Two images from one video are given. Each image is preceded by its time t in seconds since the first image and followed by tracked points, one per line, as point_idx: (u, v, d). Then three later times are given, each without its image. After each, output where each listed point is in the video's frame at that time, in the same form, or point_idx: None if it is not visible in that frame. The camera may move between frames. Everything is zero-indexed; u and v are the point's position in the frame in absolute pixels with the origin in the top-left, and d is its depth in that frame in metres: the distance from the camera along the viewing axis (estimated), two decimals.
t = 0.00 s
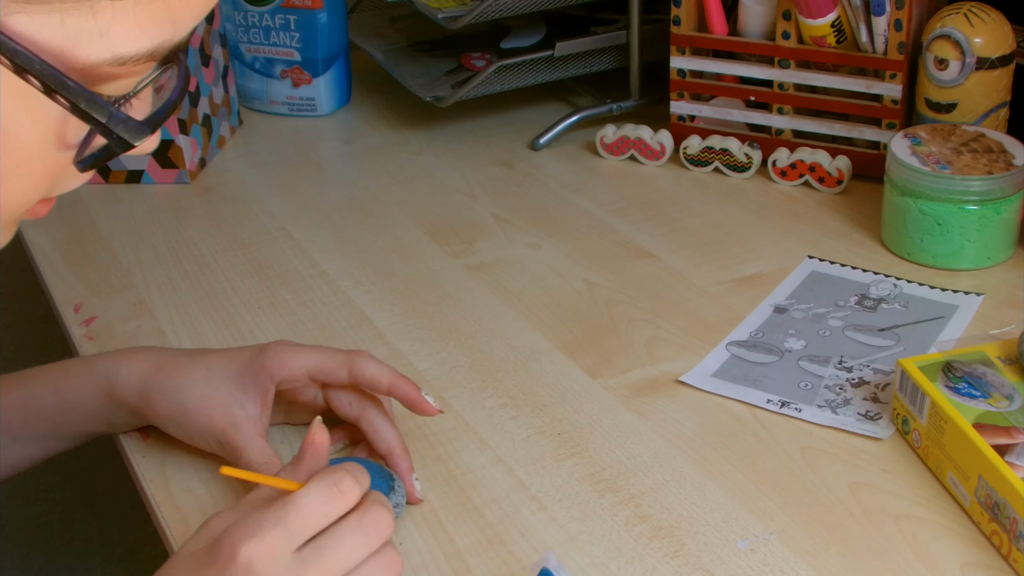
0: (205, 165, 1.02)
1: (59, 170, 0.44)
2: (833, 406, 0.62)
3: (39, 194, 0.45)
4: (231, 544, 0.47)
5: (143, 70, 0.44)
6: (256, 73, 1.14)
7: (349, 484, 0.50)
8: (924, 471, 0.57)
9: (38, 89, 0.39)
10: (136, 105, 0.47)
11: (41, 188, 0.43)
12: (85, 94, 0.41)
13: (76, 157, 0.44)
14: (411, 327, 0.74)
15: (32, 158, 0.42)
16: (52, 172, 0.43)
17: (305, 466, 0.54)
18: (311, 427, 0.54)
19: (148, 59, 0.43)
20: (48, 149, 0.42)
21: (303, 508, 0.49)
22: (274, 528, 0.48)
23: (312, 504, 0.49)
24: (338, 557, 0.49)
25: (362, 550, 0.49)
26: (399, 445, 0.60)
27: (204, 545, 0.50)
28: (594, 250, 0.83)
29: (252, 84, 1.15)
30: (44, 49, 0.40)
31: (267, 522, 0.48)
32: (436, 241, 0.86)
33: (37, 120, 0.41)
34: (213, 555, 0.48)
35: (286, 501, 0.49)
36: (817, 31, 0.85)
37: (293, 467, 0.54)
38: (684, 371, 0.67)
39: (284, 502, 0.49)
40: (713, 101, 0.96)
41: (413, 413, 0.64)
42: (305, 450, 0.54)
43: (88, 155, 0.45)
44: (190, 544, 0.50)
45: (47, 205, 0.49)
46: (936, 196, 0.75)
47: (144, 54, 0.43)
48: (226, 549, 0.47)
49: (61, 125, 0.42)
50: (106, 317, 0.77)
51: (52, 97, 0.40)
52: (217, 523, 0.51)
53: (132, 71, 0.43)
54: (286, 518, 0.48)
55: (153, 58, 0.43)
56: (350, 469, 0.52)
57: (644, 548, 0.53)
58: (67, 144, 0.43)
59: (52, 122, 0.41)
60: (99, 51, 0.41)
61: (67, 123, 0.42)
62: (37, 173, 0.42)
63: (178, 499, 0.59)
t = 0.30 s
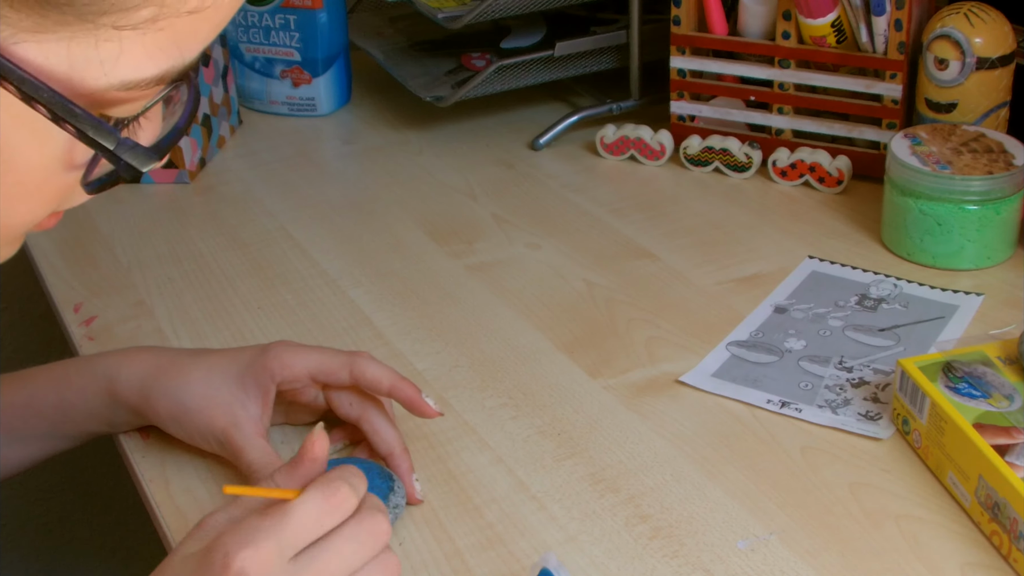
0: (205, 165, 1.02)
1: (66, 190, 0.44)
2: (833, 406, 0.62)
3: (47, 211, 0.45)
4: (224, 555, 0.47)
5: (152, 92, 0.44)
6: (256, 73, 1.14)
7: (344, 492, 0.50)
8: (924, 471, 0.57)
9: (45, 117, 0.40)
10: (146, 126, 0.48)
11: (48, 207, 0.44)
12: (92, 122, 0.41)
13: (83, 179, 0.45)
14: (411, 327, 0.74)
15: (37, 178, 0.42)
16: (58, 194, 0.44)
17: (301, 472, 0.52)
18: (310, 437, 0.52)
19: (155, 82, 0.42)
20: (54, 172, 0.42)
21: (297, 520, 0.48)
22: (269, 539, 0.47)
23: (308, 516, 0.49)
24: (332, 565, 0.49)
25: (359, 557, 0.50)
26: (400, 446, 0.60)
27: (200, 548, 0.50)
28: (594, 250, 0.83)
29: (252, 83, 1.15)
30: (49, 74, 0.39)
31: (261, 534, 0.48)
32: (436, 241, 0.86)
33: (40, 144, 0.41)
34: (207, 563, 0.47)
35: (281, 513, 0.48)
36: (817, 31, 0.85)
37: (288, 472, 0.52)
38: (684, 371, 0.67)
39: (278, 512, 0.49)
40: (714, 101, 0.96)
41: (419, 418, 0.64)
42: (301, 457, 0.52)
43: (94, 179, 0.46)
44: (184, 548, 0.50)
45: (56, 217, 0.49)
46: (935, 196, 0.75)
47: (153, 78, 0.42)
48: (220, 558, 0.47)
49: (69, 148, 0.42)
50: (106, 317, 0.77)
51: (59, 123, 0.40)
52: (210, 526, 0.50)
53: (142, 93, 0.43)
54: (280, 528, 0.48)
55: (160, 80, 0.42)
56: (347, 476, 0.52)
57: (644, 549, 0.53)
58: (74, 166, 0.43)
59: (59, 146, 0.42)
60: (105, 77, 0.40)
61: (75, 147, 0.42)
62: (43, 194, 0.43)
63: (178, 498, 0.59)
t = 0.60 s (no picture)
0: (205, 165, 1.02)
1: (67, 186, 0.43)
2: (833, 406, 0.62)
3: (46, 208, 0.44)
4: (221, 544, 0.46)
5: (151, 86, 0.44)
6: (256, 73, 1.14)
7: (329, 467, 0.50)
8: (924, 471, 0.57)
9: (48, 111, 0.39)
10: (146, 120, 0.47)
11: (47, 203, 0.43)
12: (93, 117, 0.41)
13: (82, 173, 0.44)
14: (411, 327, 0.74)
15: (38, 177, 0.41)
16: (60, 191, 0.43)
17: (288, 451, 0.50)
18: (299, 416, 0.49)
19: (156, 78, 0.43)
20: (55, 168, 0.42)
21: (290, 499, 0.48)
22: (263, 523, 0.47)
23: (299, 493, 0.48)
24: (325, 540, 0.49)
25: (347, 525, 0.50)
26: (400, 446, 0.60)
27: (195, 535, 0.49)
28: (594, 250, 0.83)
29: (252, 84, 1.15)
30: (52, 70, 0.39)
31: (254, 517, 0.47)
32: (436, 241, 0.86)
33: (41, 141, 0.40)
34: (204, 553, 0.47)
35: (272, 494, 0.47)
36: (817, 31, 0.85)
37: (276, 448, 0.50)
38: (684, 371, 0.67)
39: (268, 492, 0.48)
40: (713, 102, 0.96)
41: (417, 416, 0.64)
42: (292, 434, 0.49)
43: (94, 173, 0.45)
44: (177, 535, 0.49)
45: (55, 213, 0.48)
46: (935, 196, 0.75)
47: (154, 72, 0.42)
48: (218, 546, 0.46)
49: (70, 145, 0.42)
50: (106, 317, 0.77)
51: (62, 119, 0.40)
52: (199, 511, 0.50)
53: (142, 89, 0.43)
54: (274, 511, 0.47)
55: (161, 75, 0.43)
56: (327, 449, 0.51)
57: (644, 549, 0.53)
58: (74, 161, 0.43)
59: (61, 143, 0.41)
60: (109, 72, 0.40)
61: (77, 143, 0.42)
62: (44, 192, 0.42)
63: (178, 498, 0.59)
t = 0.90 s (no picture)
0: (205, 165, 1.02)
1: (66, 177, 0.44)
2: (833, 406, 0.62)
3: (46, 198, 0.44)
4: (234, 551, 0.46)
5: (150, 77, 0.44)
6: (256, 73, 1.14)
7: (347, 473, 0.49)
8: (924, 471, 0.57)
9: (48, 99, 0.39)
10: (144, 112, 0.47)
11: (47, 193, 0.43)
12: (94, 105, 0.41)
13: (82, 164, 0.44)
14: (411, 327, 0.74)
15: (37, 165, 0.41)
16: (59, 180, 0.43)
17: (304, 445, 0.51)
18: (315, 424, 0.47)
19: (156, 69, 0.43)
20: (54, 158, 0.42)
21: (303, 505, 0.47)
22: (277, 528, 0.47)
23: (313, 497, 0.48)
24: (339, 547, 0.49)
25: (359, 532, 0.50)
26: (400, 446, 0.60)
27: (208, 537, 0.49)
28: (595, 250, 0.83)
29: (252, 84, 1.15)
30: (53, 60, 0.39)
31: (268, 523, 0.47)
32: (436, 241, 0.86)
33: (42, 131, 0.41)
34: (216, 557, 0.47)
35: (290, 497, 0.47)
36: (817, 31, 0.85)
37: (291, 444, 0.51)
38: (684, 371, 0.67)
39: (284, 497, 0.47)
40: (713, 102, 0.96)
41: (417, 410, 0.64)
42: (303, 435, 0.48)
43: (94, 164, 0.45)
44: (189, 536, 0.49)
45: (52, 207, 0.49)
46: (935, 196, 0.75)
47: (154, 62, 0.42)
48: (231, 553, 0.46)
49: (69, 134, 0.42)
50: (106, 317, 0.77)
51: (61, 107, 0.40)
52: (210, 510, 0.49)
53: (141, 79, 0.43)
54: (289, 515, 0.47)
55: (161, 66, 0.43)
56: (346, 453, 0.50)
57: (644, 548, 0.53)
58: (73, 151, 0.43)
59: (60, 133, 0.41)
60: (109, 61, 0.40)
61: (75, 132, 0.42)
62: (44, 182, 0.42)
63: (178, 499, 0.59)
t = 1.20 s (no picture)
0: (205, 165, 1.02)
1: (65, 184, 0.44)
2: (833, 406, 0.62)
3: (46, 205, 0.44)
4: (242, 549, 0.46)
5: (150, 87, 0.44)
6: (256, 73, 1.14)
7: (359, 483, 0.51)
8: (924, 471, 0.57)
9: (48, 110, 0.39)
10: (144, 121, 0.47)
11: (47, 201, 0.43)
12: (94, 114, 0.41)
13: (82, 172, 0.45)
14: (411, 327, 0.74)
15: (38, 173, 0.41)
16: (58, 189, 0.43)
17: (315, 460, 0.51)
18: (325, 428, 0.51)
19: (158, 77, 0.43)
20: (55, 165, 0.42)
21: (315, 508, 0.49)
22: (287, 528, 0.48)
23: (324, 503, 0.49)
24: (346, 552, 0.49)
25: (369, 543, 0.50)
26: (405, 421, 0.60)
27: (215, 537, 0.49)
28: (594, 250, 0.83)
29: (252, 84, 1.15)
30: (54, 70, 0.39)
31: (278, 523, 0.48)
32: (436, 241, 0.86)
33: (42, 140, 0.41)
34: (225, 557, 0.47)
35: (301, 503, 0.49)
36: (817, 31, 0.85)
37: (303, 457, 0.51)
38: (684, 371, 0.67)
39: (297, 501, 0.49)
40: (713, 102, 0.96)
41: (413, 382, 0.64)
42: (319, 443, 0.51)
43: (93, 172, 0.45)
44: (197, 535, 0.49)
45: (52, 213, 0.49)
46: (935, 195, 0.75)
47: (153, 73, 0.42)
48: (240, 550, 0.46)
49: (69, 142, 0.42)
50: (106, 317, 0.77)
51: (61, 118, 0.40)
52: (220, 513, 0.49)
53: (141, 88, 0.43)
54: (298, 519, 0.48)
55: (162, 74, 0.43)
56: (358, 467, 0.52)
57: (644, 548, 0.53)
58: (74, 159, 0.43)
59: (59, 141, 0.41)
60: (110, 70, 0.40)
61: (75, 140, 0.42)
62: (45, 188, 0.42)
63: (177, 499, 0.59)
